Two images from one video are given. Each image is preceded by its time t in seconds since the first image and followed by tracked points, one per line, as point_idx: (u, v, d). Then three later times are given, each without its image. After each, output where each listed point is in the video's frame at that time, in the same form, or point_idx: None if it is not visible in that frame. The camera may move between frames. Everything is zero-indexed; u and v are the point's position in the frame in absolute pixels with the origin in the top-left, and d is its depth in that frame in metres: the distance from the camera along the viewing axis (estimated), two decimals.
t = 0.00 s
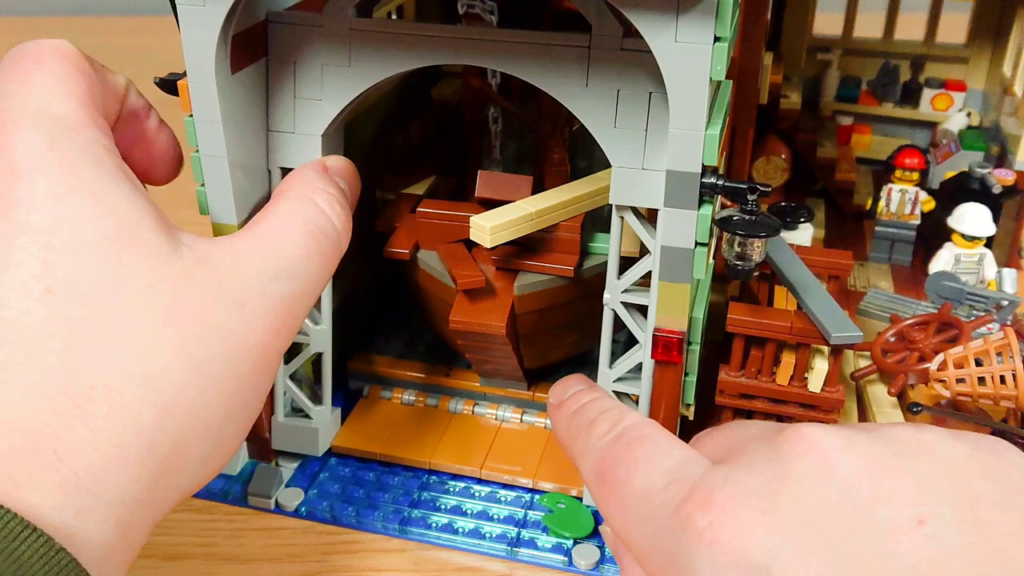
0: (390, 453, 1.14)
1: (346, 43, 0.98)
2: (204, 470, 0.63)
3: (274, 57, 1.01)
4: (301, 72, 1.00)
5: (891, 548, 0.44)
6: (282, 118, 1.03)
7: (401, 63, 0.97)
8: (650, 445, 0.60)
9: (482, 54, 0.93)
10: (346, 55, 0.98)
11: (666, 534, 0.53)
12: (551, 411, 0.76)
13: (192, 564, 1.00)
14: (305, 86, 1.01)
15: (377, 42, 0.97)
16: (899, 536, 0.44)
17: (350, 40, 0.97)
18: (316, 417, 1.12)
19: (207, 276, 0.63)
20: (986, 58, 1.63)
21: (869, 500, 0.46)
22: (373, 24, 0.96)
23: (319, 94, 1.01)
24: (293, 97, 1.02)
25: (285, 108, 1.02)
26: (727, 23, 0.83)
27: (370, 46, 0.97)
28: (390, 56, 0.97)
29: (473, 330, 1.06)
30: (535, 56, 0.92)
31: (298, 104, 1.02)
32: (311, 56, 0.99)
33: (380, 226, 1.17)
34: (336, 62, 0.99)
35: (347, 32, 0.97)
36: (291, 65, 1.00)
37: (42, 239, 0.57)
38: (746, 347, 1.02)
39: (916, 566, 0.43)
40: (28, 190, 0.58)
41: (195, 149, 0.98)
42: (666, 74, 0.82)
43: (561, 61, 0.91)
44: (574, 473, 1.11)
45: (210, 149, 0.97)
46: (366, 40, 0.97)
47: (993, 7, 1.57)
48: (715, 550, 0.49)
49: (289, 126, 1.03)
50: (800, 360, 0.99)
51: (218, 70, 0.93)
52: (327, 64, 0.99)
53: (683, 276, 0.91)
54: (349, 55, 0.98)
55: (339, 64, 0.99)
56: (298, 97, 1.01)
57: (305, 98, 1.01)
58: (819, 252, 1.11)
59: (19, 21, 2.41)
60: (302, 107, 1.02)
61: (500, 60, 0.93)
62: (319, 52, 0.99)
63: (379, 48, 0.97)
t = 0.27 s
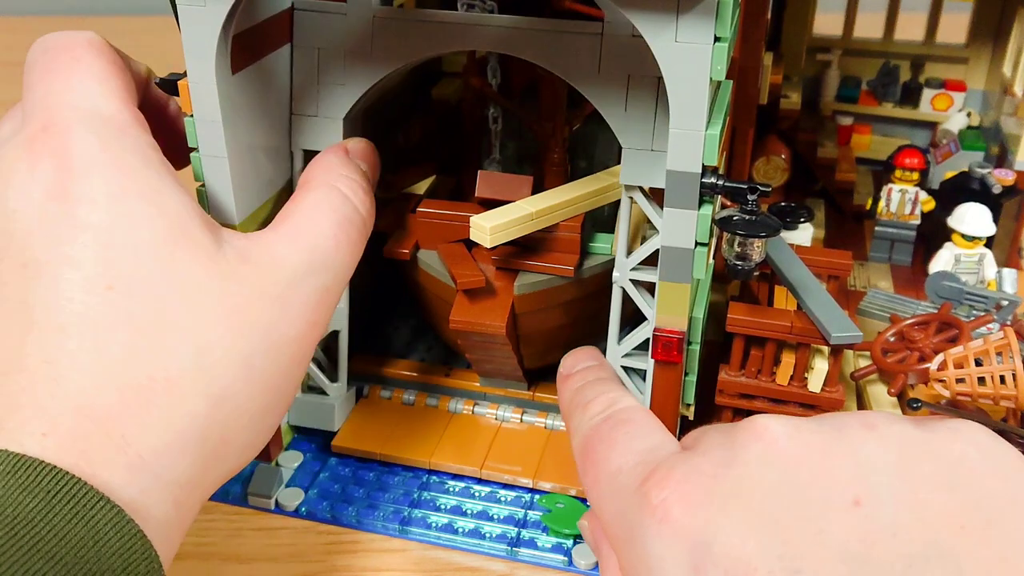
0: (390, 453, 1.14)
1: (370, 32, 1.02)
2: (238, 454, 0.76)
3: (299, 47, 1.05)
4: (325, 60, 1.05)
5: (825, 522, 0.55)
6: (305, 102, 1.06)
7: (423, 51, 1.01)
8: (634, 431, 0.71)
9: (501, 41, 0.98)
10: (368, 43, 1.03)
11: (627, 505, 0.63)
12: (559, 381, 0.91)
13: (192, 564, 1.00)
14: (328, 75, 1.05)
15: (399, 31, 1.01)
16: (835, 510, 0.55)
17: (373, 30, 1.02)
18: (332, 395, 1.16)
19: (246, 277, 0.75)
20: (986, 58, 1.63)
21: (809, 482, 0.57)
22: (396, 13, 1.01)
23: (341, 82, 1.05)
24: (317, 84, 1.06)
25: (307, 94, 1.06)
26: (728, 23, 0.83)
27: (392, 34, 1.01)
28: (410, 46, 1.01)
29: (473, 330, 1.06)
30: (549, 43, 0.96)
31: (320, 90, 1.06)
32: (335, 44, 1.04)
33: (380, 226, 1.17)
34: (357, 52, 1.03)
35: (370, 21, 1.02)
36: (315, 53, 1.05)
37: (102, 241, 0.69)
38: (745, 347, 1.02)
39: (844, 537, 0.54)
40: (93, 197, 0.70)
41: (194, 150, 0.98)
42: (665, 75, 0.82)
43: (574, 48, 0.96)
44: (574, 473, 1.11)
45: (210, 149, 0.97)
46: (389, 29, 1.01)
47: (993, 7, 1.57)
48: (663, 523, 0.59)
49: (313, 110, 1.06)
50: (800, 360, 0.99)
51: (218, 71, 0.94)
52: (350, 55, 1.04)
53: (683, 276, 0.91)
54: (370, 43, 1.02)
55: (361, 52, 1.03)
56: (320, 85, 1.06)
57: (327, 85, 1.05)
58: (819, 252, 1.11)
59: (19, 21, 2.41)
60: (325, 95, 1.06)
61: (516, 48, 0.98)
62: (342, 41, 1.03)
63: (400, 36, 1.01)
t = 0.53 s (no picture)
0: (390, 455, 1.14)
1: (366, 41, 1.02)
2: (245, 463, 0.80)
3: (299, 55, 1.05)
4: (325, 67, 1.04)
5: (811, 511, 0.54)
6: (308, 111, 1.07)
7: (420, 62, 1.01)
8: (627, 430, 0.72)
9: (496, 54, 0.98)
10: (367, 53, 1.02)
11: (619, 503, 0.63)
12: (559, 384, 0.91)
13: (193, 565, 1.00)
14: (328, 81, 1.05)
15: (397, 42, 1.00)
16: (824, 500, 0.55)
17: (371, 40, 1.02)
18: (340, 392, 1.19)
19: (249, 309, 0.80)
20: (985, 58, 1.62)
21: (800, 470, 0.57)
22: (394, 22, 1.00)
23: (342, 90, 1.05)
24: (317, 90, 1.05)
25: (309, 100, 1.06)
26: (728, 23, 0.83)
27: (391, 44, 1.01)
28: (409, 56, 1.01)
29: (472, 329, 1.06)
30: (546, 56, 0.96)
31: (321, 96, 1.06)
32: (332, 54, 1.03)
33: (380, 226, 1.17)
34: (356, 60, 1.03)
35: (370, 29, 1.01)
36: (315, 62, 1.04)
37: (109, 274, 0.73)
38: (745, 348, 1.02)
39: (831, 523, 0.53)
40: (99, 244, 0.74)
41: (193, 149, 0.98)
42: (666, 75, 0.82)
43: (571, 59, 0.95)
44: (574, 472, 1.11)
45: (209, 148, 0.97)
46: (387, 39, 1.01)
47: (993, 6, 1.57)
48: (653, 515, 0.59)
49: (315, 118, 1.07)
50: (800, 360, 0.99)
51: (217, 72, 0.94)
52: (350, 62, 1.03)
53: (683, 276, 0.91)
54: (369, 53, 1.02)
55: (360, 61, 1.03)
56: (320, 91, 1.05)
57: (328, 92, 1.05)
58: (819, 251, 1.11)
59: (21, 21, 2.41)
60: (326, 101, 1.06)
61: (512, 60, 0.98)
62: (341, 49, 1.03)
63: (397, 47, 1.01)
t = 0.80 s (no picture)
0: (390, 456, 1.14)
1: (365, 44, 1.01)
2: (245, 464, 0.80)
3: (302, 57, 1.04)
4: (325, 70, 1.04)
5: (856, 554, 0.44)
6: (309, 113, 1.06)
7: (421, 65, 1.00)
8: (651, 457, 0.62)
9: (497, 56, 0.98)
10: (367, 56, 1.02)
11: (647, 530, 0.54)
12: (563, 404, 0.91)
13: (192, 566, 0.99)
14: (330, 84, 1.05)
15: (398, 44, 1.00)
16: (865, 544, 0.45)
17: (370, 43, 1.01)
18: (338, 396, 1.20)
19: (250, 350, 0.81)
20: (986, 58, 1.62)
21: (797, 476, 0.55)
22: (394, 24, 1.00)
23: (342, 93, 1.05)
24: (319, 93, 1.05)
25: (309, 103, 1.06)
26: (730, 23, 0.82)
27: (391, 47, 1.01)
28: (409, 58, 1.00)
29: (472, 329, 1.06)
30: (545, 58, 0.96)
31: (321, 98, 1.05)
32: (332, 55, 1.03)
33: (381, 226, 1.17)
34: (356, 62, 1.03)
35: (370, 32, 1.01)
36: (315, 65, 1.04)
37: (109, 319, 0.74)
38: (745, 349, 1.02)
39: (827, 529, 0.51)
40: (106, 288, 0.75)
41: (194, 149, 0.98)
42: (667, 74, 0.82)
43: (571, 60, 0.95)
44: (574, 473, 1.11)
45: (209, 148, 0.97)
46: (387, 41, 1.00)
47: (993, 7, 1.57)
48: None
49: (315, 120, 1.07)
50: (801, 361, 0.99)
51: (218, 72, 0.94)
52: (350, 64, 1.03)
53: (684, 276, 0.91)
54: (369, 56, 1.02)
55: (360, 63, 1.02)
56: (321, 94, 1.05)
57: (328, 95, 1.05)
58: (819, 251, 1.11)
59: (20, 21, 2.41)
60: (327, 103, 1.05)
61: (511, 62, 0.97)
62: (341, 50, 1.03)
63: (397, 49, 1.00)
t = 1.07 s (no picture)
0: (390, 456, 1.14)
1: (365, 45, 1.01)
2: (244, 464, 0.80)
3: (302, 58, 1.04)
4: (325, 71, 1.04)
5: (805, 537, 0.51)
6: (308, 114, 1.06)
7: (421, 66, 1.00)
8: (627, 459, 0.69)
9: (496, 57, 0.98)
10: (367, 56, 1.02)
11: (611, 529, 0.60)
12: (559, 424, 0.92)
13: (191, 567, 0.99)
14: (329, 85, 1.04)
15: (397, 45, 1.00)
16: (813, 529, 0.51)
17: (370, 44, 1.01)
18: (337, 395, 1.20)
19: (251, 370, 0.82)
20: (986, 58, 1.62)
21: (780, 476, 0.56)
22: (394, 24, 1.00)
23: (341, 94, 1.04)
24: (318, 94, 1.05)
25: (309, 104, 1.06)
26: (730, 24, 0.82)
27: (390, 48, 1.01)
28: (409, 58, 1.00)
29: (471, 330, 1.06)
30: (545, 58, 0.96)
31: (321, 99, 1.05)
32: (331, 56, 1.03)
33: (380, 227, 1.17)
34: (356, 63, 1.02)
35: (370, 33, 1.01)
36: (315, 66, 1.04)
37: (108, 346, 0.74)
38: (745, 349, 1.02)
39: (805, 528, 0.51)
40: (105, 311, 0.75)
41: (193, 150, 0.98)
42: (665, 75, 0.83)
43: (571, 60, 0.95)
44: (574, 473, 1.11)
45: (209, 149, 0.97)
46: (386, 42, 1.00)
47: (993, 7, 1.57)
48: None
49: (315, 122, 1.07)
50: (800, 361, 0.99)
51: (218, 74, 0.94)
52: (350, 65, 1.03)
53: (684, 277, 0.91)
54: (369, 56, 1.02)
55: (360, 64, 1.02)
56: (320, 95, 1.05)
57: (327, 96, 1.05)
58: (819, 252, 1.11)
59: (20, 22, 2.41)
60: (326, 105, 1.05)
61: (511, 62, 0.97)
62: (340, 52, 1.03)
63: (397, 49, 1.00)
